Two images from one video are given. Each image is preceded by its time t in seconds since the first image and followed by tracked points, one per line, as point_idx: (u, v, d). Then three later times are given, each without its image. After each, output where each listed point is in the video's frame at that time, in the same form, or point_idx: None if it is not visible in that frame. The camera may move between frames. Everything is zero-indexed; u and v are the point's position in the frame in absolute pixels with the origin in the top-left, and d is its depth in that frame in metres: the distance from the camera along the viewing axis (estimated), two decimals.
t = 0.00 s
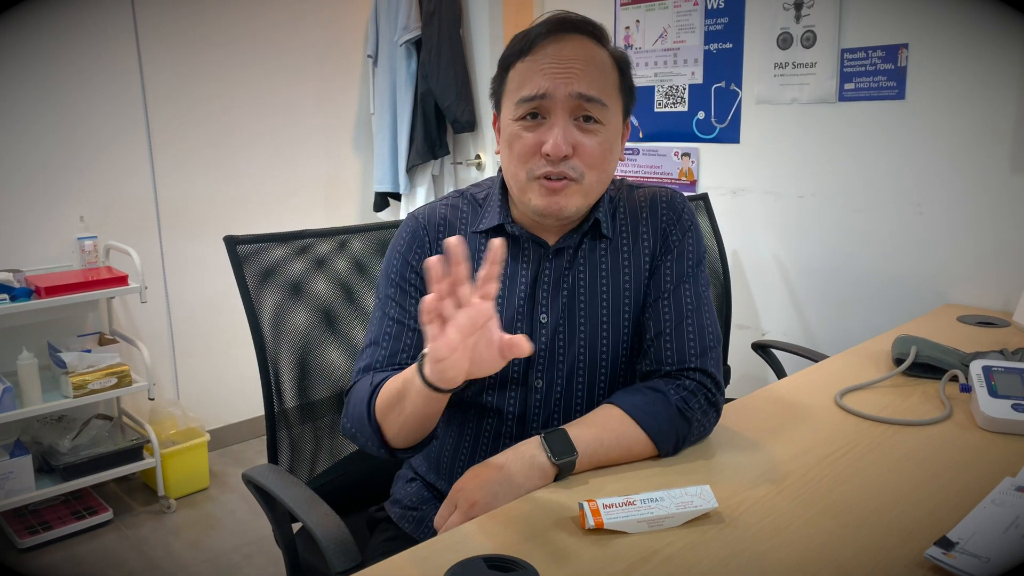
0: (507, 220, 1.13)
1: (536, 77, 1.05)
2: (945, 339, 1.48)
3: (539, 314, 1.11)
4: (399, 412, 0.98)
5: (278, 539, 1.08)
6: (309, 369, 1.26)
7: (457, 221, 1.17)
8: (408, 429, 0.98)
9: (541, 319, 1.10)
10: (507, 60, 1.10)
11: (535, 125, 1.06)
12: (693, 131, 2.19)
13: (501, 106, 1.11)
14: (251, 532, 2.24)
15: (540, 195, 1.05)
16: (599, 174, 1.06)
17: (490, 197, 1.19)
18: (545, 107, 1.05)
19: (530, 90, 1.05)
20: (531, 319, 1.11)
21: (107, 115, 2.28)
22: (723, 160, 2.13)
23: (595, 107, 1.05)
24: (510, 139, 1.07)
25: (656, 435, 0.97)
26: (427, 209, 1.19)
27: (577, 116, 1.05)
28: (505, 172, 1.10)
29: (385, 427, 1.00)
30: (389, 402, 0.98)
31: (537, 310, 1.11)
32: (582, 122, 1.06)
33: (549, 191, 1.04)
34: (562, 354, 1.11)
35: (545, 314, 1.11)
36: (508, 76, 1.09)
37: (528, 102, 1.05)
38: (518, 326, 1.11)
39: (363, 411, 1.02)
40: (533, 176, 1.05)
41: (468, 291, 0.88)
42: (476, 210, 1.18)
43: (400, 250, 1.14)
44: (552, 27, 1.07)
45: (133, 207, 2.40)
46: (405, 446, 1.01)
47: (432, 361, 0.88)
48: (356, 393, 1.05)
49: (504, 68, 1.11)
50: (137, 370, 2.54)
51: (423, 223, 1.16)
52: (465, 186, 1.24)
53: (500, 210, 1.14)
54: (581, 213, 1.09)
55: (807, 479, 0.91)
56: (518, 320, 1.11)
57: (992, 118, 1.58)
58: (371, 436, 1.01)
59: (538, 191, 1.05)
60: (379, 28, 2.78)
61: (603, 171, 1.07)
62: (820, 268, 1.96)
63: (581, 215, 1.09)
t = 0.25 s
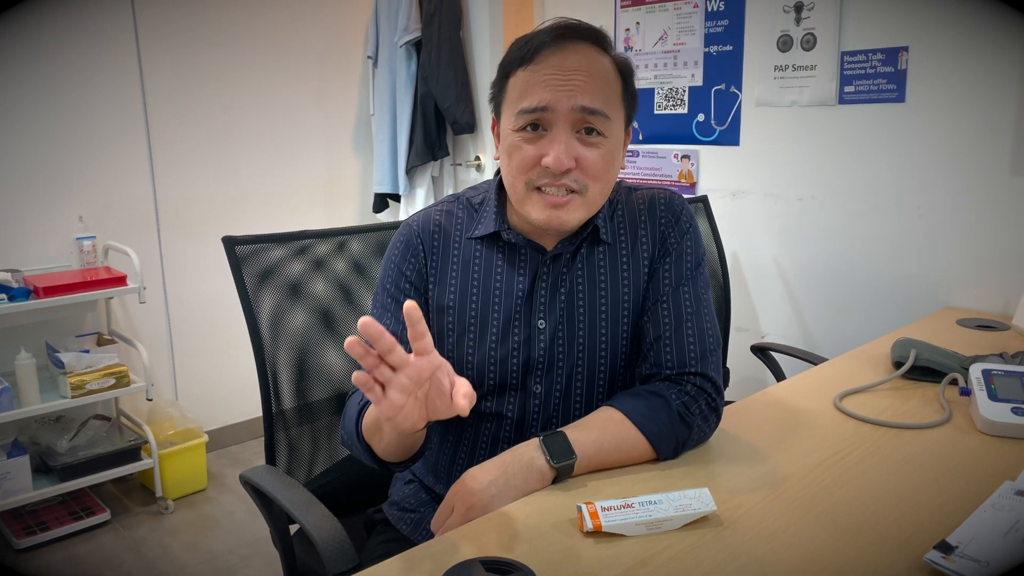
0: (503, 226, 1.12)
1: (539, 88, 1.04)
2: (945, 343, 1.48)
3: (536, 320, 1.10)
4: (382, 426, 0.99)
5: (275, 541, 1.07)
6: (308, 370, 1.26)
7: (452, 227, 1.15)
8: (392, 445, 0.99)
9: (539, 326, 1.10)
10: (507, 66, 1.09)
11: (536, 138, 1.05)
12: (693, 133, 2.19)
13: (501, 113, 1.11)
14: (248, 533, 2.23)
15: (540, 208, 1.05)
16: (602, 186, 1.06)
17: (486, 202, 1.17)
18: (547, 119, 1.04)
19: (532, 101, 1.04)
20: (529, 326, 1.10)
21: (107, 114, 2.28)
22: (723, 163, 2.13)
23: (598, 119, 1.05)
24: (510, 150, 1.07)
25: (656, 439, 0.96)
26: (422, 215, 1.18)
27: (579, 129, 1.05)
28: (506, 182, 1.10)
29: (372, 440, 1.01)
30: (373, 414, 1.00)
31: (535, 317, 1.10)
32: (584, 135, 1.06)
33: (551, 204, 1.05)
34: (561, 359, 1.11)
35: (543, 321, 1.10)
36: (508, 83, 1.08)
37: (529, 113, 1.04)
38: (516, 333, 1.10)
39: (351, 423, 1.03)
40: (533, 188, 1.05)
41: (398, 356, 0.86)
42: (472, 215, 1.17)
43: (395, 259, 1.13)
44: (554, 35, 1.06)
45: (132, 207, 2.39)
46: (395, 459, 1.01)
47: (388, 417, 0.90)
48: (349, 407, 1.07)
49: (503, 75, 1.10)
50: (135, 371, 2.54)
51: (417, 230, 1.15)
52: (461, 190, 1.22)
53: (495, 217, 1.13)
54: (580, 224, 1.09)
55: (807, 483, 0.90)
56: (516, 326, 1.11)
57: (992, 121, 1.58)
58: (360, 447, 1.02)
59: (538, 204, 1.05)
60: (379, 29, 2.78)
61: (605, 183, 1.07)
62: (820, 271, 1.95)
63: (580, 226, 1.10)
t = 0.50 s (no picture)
0: (500, 230, 1.12)
1: (535, 91, 1.04)
2: (945, 345, 1.47)
3: (534, 323, 1.10)
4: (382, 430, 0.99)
5: (274, 542, 1.07)
6: (308, 372, 1.26)
7: (449, 230, 1.15)
8: (390, 451, 0.98)
9: (536, 328, 1.10)
10: (504, 70, 1.08)
11: (533, 142, 1.05)
12: (693, 135, 2.19)
13: (498, 117, 1.10)
14: (247, 534, 2.23)
15: (538, 213, 1.05)
16: (599, 189, 1.07)
17: (482, 205, 1.18)
18: (544, 122, 1.04)
19: (529, 105, 1.04)
20: (526, 329, 1.10)
21: (108, 115, 2.28)
22: (723, 166, 2.13)
23: (595, 122, 1.05)
24: (508, 154, 1.06)
25: (655, 441, 0.96)
26: (418, 218, 1.18)
27: (577, 132, 1.05)
28: (503, 185, 1.10)
29: (371, 445, 1.01)
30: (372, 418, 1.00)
31: (532, 319, 1.10)
32: (582, 138, 1.05)
33: (549, 208, 1.05)
34: (558, 361, 1.11)
35: (540, 324, 1.10)
36: (505, 87, 1.08)
37: (526, 117, 1.04)
38: (514, 336, 1.10)
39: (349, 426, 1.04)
40: (531, 192, 1.05)
41: (395, 372, 0.86)
42: (468, 219, 1.17)
43: (392, 263, 1.13)
44: (550, 37, 1.06)
45: (133, 208, 2.39)
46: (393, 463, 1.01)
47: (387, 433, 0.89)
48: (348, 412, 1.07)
49: (500, 79, 1.10)
50: (135, 372, 2.54)
51: (413, 234, 1.15)
52: (457, 193, 1.22)
53: (491, 221, 1.13)
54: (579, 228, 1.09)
55: (806, 486, 0.90)
56: (513, 329, 1.11)
57: (993, 124, 1.58)
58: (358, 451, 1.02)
59: (535, 209, 1.05)
60: (380, 31, 2.78)
61: (602, 186, 1.07)
62: (820, 273, 1.95)
63: (579, 229, 1.10)
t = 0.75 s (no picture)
0: (500, 231, 1.12)
1: (535, 92, 1.04)
2: (945, 347, 1.47)
3: (533, 325, 1.10)
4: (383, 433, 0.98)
5: (274, 544, 1.07)
6: (308, 374, 1.26)
7: (449, 232, 1.15)
8: (389, 453, 0.98)
9: (535, 330, 1.10)
10: (504, 71, 1.09)
11: (533, 142, 1.05)
12: (694, 137, 2.19)
13: (498, 118, 1.11)
14: (247, 536, 2.23)
15: (538, 213, 1.05)
16: (599, 190, 1.07)
17: (482, 206, 1.18)
18: (544, 122, 1.04)
19: (529, 105, 1.04)
20: (526, 330, 1.10)
21: (108, 117, 2.28)
22: (723, 168, 2.13)
23: (596, 122, 1.05)
24: (508, 154, 1.07)
25: (656, 443, 0.96)
26: (418, 220, 1.18)
27: (577, 132, 1.05)
28: (502, 186, 1.10)
29: (371, 446, 1.01)
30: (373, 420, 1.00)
31: (532, 321, 1.10)
32: (582, 138, 1.06)
33: (549, 209, 1.05)
34: (558, 362, 1.11)
35: (539, 325, 1.10)
36: (505, 88, 1.08)
37: (526, 117, 1.04)
38: (513, 337, 1.10)
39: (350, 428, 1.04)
40: (532, 193, 1.05)
41: (394, 378, 0.86)
42: (468, 220, 1.17)
43: (392, 264, 1.13)
44: (550, 38, 1.06)
45: (133, 210, 2.40)
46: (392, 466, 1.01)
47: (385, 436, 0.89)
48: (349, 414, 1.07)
49: (500, 79, 1.10)
50: (135, 373, 2.54)
51: (413, 236, 1.15)
52: (457, 194, 1.22)
53: (491, 222, 1.13)
54: (579, 228, 1.09)
55: (806, 488, 0.90)
56: (513, 331, 1.11)
57: (994, 127, 1.58)
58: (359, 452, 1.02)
59: (536, 209, 1.05)
60: (380, 33, 2.78)
61: (603, 187, 1.07)
62: (820, 275, 1.95)
63: (579, 230, 1.10)
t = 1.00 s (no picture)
0: (499, 230, 1.13)
1: (533, 89, 1.04)
2: (944, 349, 1.48)
3: (533, 325, 1.10)
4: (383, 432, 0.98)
5: (274, 545, 1.07)
6: (308, 375, 1.26)
7: (448, 232, 1.16)
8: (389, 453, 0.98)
9: (535, 330, 1.10)
10: (502, 70, 1.09)
11: (533, 138, 1.05)
12: (693, 139, 2.19)
13: (496, 117, 1.11)
14: (247, 537, 2.23)
15: (538, 210, 1.05)
16: (598, 186, 1.07)
17: (482, 207, 1.18)
18: (542, 119, 1.05)
19: (527, 102, 1.04)
20: (525, 331, 1.10)
21: (108, 119, 2.29)
22: (723, 169, 2.13)
23: (595, 118, 1.05)
24: (507, 151, 1.07)
25: (656, 445, 0.96)
26: (418, 220, 1.18)
27: (576, 128, 1.05)
28: (501, 183, 1.10)
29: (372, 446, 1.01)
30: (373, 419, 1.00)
31: (531, 321, 1.10)
32: (581, 134, 1.06)
33: (548, 205, 1.04)
34: (557, 363, 1.11)
35: (539, 326, 1.10)
36: (504, 87, 1.09)
37: (526, 113, 1.04)
38: (513, 338, 1.10)
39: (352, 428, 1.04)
40: (531, 189, 1.05)
41: (394, 379, 0.86)
42: (468, 221, 1.17)
43: (392, 265, 1.14)
44: (548, 37, 1.07)
45: (133, 212, 2.40)
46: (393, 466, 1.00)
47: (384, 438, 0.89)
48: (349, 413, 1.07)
49: (499, 78, 1.10)
50: (135, 375, 2.54)
51: (412, 236, 1.15)
52: (457, 195, 1.23)
53: (491, 222, 1.13)
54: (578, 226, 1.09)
55: (806, 489, 0.90)
56: (512, 331, 1.11)
57: (993, 128, 1.58)
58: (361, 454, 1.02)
59: (535, 206, 1.05)
60: (380, 34, 2.79)
61: (602, 183, 1.07)
62: (820, 277, 1.95)
63: (578, 227, 1.10)
